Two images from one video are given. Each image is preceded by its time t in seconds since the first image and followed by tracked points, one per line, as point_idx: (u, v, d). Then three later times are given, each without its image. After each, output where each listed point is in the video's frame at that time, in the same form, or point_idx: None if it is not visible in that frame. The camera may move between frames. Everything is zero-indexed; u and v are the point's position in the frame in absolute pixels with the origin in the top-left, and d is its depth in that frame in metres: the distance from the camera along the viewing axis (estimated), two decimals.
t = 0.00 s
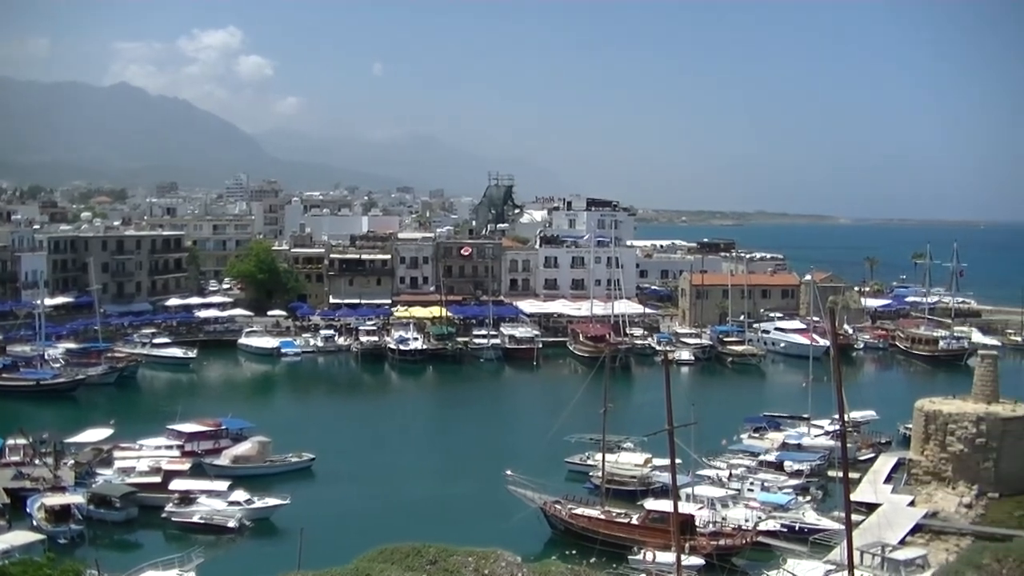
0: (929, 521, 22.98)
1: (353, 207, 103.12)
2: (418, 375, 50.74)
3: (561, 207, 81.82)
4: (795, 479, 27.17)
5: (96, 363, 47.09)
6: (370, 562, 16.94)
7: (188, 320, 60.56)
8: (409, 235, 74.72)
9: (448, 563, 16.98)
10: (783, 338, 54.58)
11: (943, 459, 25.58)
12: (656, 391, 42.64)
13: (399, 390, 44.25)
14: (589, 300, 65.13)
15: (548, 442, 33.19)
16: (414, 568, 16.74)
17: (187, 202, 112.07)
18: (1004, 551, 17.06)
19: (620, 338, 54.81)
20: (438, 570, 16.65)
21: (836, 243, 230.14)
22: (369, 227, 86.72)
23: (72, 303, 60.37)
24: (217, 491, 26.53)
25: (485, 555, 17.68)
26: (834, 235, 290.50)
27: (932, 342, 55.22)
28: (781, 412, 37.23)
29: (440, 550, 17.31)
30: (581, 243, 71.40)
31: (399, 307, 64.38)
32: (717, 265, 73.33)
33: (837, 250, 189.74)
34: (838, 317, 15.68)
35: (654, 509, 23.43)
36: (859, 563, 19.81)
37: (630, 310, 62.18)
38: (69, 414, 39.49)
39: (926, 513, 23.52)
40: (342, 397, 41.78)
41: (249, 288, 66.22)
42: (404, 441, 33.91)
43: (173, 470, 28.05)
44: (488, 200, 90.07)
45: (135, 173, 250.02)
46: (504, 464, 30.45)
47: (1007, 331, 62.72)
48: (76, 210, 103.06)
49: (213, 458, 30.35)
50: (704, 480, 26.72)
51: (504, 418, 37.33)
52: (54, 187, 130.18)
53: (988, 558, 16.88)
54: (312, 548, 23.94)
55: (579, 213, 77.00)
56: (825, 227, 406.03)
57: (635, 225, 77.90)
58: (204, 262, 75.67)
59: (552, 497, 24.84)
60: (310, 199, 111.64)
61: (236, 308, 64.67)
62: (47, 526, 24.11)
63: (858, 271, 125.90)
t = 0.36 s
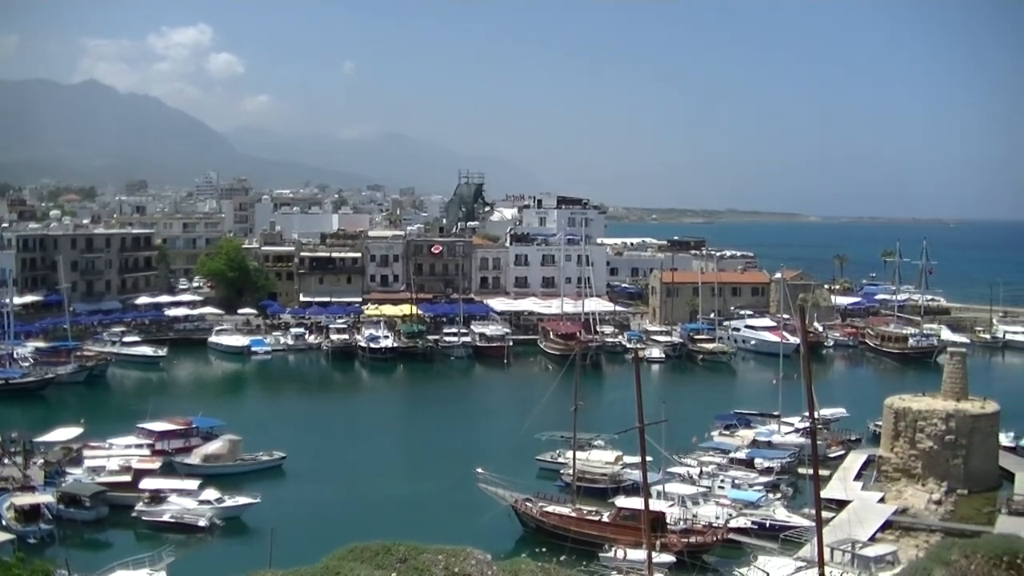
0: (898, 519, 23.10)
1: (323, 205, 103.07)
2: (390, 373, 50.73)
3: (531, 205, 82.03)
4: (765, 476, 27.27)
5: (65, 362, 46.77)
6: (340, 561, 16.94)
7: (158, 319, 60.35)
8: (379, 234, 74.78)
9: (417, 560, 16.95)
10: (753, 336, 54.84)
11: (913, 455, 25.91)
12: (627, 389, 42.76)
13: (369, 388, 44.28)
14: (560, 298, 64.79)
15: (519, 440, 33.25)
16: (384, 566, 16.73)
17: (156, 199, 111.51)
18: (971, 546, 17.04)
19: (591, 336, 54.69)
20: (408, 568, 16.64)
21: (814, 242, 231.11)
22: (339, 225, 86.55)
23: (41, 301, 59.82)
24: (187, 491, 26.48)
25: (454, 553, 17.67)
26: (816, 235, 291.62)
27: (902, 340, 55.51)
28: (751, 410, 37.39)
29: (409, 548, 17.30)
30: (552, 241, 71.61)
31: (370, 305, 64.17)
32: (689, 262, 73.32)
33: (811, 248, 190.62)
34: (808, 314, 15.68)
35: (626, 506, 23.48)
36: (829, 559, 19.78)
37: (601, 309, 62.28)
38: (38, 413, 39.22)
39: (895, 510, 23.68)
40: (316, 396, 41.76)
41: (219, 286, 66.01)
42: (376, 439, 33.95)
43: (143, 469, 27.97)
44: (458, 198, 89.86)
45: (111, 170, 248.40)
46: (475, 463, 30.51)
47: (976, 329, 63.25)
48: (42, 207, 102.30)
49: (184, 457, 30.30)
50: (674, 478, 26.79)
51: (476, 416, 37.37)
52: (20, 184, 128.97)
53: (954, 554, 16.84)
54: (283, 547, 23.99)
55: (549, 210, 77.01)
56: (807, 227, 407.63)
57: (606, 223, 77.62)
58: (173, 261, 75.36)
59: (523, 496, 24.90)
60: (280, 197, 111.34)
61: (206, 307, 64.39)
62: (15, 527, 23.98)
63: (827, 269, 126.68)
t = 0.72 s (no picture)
0: (879, 510, 23.25)
1: (301, 204, 102.87)
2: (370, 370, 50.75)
3: (510, 199, 82.03)
4: (746, 469, 27.41)
5: (45, 363, 46.57)
6: (322, 559, 17.00)
7: (137, 318, 60.19)
8: (358, 230, 74.44)
9: (398, 557, 17.03)
10: (733, 329, 54.87)
11: (893, 447, 25.93)
12: (607, 384, 42.88)
13: (349, 386, 44.24)
14: (539, 294, 65.18)
15: (501, 437, 33.33)
16: (366, 564, 16.82)
17: (133, 198, 111.18)
18: (950, 535, 17.14)
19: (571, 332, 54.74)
20: (390, 565, 16.73)
21: (798, 236, 231.90)
22: (318, 223, 86.41)
23: (18, 303, 59.62)
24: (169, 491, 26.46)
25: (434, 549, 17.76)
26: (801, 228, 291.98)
27: (881, 331, 55.67)
28: (732, 403, 37.55)
29: (391, 546, 17.40)
30: (531, 237, 71.86)
31: (349, 303, 64.52)
32: (667, 257, 73.82)
33: (791, 241, 191.19)
34: (786, 306, 15.78)
35: (608, 500, 23.56)
36: (811, 552, 19.84)
37: (581, 305, 62.45)
38: (18, 414, 39.09)
39: (876, 501, 23.83)
40: (298, 395, 41.75)
41: (198, 285, 65.59)
42: (357, 437, 33.98)
43: (124, 469, 27.93)
44: (436, 194, 90.24)
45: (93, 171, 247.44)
46: (457, 459, 30.58)
47: (954, 319, 63.58)
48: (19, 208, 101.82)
49: (165, 457, 30.28)
50: (656, 472, 26.90)
51: (458, 413, 37.42)
52: None
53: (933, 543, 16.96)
54: (265, 546, 24.04)
55: (528, 206, 76.78)
56: (794, 221, 408.51)
57: (584, 218, 78.94)
58: (152, 260, 75.46)
59: (505, 492, 24.96)
60: (258, 194, 111.23)
61: (186, 306, 64.09)
62: None
63: (806, 262, 126.89)
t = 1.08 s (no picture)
0: (856, 511, 23.32)
1: (279, 206, 102.75)
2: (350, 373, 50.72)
3: (487, 202, 81.99)
4: (725, 472, 27.48)
5: (21, 366, 46.28)
6: (299, 562, 17.04)
7: (114, 321, 59.93)
8: (335, 234, 74.38)
9: (375, 561, 17.09)
10: (711, 332, 55.21)
11: (871, 448, 26.09)
12: (584, 387, 42.98)
13: (327, 389, 44.13)
14: (517, 297, 65.24)
15: (478, 440, 33.36)
16: (343, 567, 16.88)
17: (111, 201, 110.91)
18: (925, 537, 17.25)
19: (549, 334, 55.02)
20: (366, 569, 16.78)
21: (783, 238, 232.49)
22: (295, 226, 86.29)
23: None
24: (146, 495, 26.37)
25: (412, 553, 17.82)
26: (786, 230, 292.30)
27: (858, 334, 55.79)
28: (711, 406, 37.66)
29: (368, 549, 17.47)
30: (509, 240, 71.91)
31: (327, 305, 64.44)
32: (645, 259, 73.97)
33: (770, 244, 191.70)
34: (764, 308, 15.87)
35: (585, 504, 23.61)
36: (789, 553, 19.87)
37: (559, 307, 62.58)
38: None
39: (853, 504, 23.92)
40: (278, 397, 41.72)
41: (176, 288, 65.55)
42: (335, 440, 33.95)
43: (100, 473, 27.79)
44: (414, 197, 89.77)
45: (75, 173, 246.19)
46: (435, 463, 30.59)
47: (931, 322, 63.81)
48: None
49: (142, 461, 30.17)
50: (634, 474, 26.94)
51: (436, 416, 37.42)
52: None
53: (908, 544, 17.08)
54: (242, 549, 24.02)
55: (506, 208, 77.12)
56: (781, 223, 409.30)
57: (562, 221, 79.52)
58: (130, 263, 75.70)
59: (483, 495, 24.97)
60: (235, 197, 110.94)
61: (163, 309, 63.85)
62: None
63: (784, 265, 127.16)
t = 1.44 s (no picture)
0: (829, 511, 23.41)
1: (250, 208, 102.53)
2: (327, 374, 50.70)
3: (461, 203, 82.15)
4: (698, 472, 27.60)
5: None
6: (270, 565, 17.13)
7: (86, 324, 59.68)
8: (308, 235, 74.30)
9: (347, 563, 17.19)
10: (684, 333, 55.47)
11: (843, 448, 26.20)
12: (558, 387, 43.08)
13: (304, 391, 44.10)
14: (490, 299, 65.38)
15: (452, 441, 33.36)
16: (314, 570, 16.96)
17: (82, 202, 110.40)
18: (897, 537, 17.46)
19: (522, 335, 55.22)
20: (338, 571, 16.86)
21: (763, 237, 233.08)
22: (267, 228, 86.15)
23: None
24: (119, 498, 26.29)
25: (384, 555, 17.97)
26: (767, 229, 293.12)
27: (831, 334, 55.97)
28: (684, 406, 37.84)
29: (340, 552, 17.60)
30: (482, 241, 72.07)
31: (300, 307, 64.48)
32: (618, 260, 74.26)
33: (745, 244, 192.22)
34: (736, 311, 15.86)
35: (559, 504, 23.70)
36: (762, 553, 19.94)
37: (532, 308, 62.78)
38: None
39: (827, 503, 24.05)
40: (254, 400, 41.65)
41: (148, 290, 65.42)
42: (309, 442, 33.93)
43: (72, 477, 27.66)
44: (388, 199, 89.98)
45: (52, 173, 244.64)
46: (408, 464, 30.60)
47: (904, 322, 64.09)
48: None
49: (115, 464, 30.08)
50: (607, 475, 27.00)
51: (411, 417, 37.40)
52: None
53: (881, 544, 17.27)
54: (215, 551, 24.02)
55: (478, 210, 77.67)
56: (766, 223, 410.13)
57: (535, 221, 79.19)
58: (102, 266, 75.54)
59: (457, 496, 25.01)
60: (207, 199, 110.67)
61: (135, 311, 63.55)
62: None
63: (756, 266, 127.61)
